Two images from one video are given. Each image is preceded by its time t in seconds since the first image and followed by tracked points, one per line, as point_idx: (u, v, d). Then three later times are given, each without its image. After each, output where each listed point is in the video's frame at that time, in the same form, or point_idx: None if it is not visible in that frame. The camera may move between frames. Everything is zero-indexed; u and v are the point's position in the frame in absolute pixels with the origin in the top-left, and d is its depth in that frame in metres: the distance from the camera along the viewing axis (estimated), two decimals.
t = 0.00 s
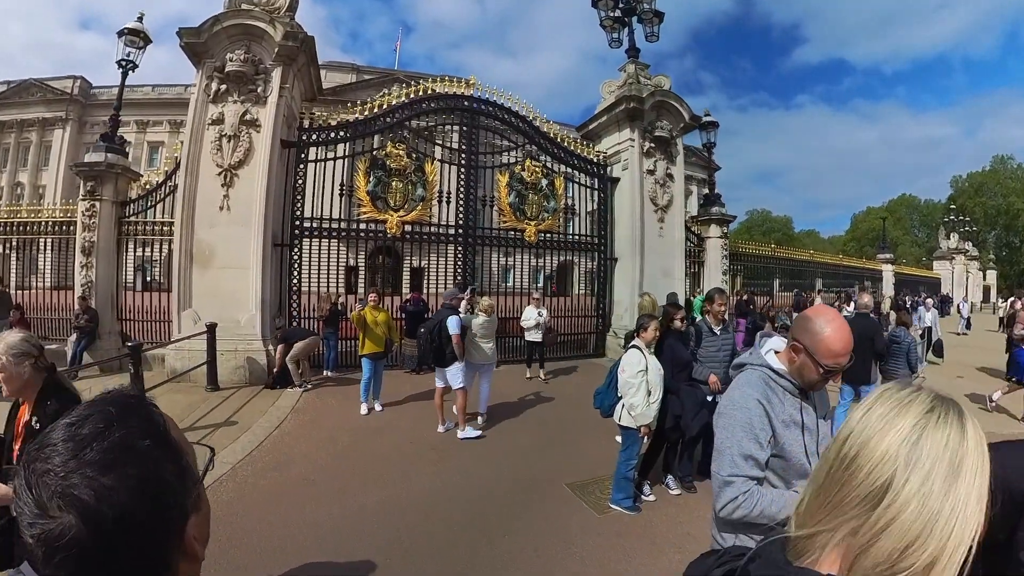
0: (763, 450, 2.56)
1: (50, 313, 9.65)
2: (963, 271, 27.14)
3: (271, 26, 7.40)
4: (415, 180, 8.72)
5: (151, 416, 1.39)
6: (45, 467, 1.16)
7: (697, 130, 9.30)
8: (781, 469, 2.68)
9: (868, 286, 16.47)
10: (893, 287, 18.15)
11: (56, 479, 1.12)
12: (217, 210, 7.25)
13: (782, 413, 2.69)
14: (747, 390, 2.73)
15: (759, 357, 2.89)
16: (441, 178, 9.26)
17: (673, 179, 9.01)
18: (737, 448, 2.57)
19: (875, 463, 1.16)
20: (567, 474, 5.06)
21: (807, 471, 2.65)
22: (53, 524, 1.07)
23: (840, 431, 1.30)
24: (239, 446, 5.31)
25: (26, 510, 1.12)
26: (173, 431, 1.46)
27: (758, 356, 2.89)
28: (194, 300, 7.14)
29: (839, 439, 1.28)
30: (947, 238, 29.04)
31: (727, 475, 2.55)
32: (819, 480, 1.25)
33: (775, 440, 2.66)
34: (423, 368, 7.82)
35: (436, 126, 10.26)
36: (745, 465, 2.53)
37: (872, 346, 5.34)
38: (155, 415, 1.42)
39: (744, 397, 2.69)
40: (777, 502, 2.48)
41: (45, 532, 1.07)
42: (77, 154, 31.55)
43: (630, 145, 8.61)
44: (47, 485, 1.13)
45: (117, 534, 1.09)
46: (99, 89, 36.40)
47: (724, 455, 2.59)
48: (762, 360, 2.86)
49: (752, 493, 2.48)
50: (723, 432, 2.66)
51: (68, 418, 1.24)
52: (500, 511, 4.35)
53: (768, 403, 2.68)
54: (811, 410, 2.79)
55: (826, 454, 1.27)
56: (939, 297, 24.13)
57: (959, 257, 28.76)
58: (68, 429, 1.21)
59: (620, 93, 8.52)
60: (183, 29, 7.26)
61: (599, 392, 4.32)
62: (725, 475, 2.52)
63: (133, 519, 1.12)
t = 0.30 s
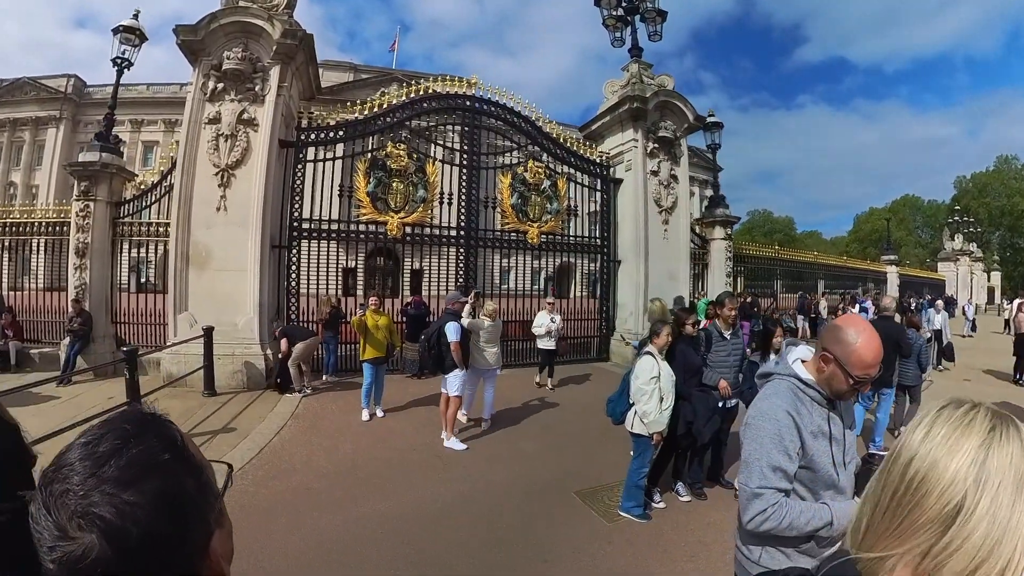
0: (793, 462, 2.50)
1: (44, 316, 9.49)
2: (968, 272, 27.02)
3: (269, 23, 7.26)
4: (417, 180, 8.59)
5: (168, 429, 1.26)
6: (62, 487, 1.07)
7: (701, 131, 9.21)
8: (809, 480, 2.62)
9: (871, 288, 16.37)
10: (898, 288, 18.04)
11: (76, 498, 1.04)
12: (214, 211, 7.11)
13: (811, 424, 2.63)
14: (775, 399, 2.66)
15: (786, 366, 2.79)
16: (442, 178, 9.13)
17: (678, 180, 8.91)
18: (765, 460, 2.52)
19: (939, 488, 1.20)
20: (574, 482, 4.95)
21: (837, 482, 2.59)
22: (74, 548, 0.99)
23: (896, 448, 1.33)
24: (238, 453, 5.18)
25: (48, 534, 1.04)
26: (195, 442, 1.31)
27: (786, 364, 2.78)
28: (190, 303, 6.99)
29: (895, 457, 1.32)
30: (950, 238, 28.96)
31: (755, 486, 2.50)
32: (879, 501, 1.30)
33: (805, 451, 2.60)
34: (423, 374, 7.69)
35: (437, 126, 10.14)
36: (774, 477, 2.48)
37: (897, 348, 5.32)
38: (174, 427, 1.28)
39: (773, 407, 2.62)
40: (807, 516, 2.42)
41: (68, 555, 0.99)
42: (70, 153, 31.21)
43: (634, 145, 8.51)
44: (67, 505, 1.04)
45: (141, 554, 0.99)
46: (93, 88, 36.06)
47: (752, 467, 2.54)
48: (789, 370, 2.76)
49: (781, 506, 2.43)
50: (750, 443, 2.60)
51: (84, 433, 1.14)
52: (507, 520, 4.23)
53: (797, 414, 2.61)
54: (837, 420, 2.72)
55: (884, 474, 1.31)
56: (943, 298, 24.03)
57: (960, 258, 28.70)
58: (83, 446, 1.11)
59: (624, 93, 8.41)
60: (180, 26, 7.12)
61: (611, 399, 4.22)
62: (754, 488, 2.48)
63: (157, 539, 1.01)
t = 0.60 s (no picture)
0: (806, 459, 2.38)
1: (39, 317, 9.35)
2: (971, 273, 27.04)
3: (268, 22, 7.16)
4: (417, 181, 8.51)
5: (176, 418, 1.33)
6: (74, 476, 1.14)
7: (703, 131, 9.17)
8: (822, 477, 2.49)
9: (874, 289, 16.33)
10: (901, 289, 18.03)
11: (88, 486, 1.10)
12: (212, 211, 7.02)
13: (824, 420, 2.50)
14: (787, 396, 2.54)
15: (796, 365, 2.65)
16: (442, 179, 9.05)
17: (679, 180, 8.86)
18: (779, 456, 2.40)
19: (975, 493, 1.22)
20: (578, 485, 4.88)
21: (849, 479, 2.48)
22: (86, 533, 1.06)
23: (926, 448, 1.34)
24: (237, 457, 5.09)
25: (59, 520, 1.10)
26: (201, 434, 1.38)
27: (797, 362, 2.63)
28: (188, 304, 6.89)
29: (927, 458, 1.32)
30: (952, 238, 28.96)
31: (770, 483, 2.38)
32: (911, 502, 1.30)
33: (818, 447, 2.48)
34: (423, 376, 7.61)
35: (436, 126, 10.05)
36: (788, 474, 2.36)
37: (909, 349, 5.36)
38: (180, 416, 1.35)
39: (785, 404, 2.50)
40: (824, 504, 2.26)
41: (79, 542, 1.06)
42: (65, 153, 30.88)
43: (636, 145, 8.45)
44: (79, 493, 1.11)
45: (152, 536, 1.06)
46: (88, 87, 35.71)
47: (765, 464, 2.42)
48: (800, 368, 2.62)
49: (798, 503, 2.31)
50: (763, 440, 2.48)
51: (94, 426, 1.21)
52: (511, 523, 4.16)
53: (810, 411, 2.49)
54: (848, 416, 2.58)
55: (918, 476, 1.31)
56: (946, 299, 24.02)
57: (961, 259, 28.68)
58: (93, 436, 1.18)
59: (625, 92, 8.35)
60: (177, 24, 7.02)
61: (618, 400, 4.16)
62: (768, 485, 2.36)
63: (168, 525, 1.08)
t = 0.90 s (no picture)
0: (821, 469, 2.27)
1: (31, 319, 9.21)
2: (975, 274, 26.93)
3: (264, 19, 7.03)
4: (414, 181, 8.39)
5: (143, 435, 1.29)
6: (35, 494, 1.06)
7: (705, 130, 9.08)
8: (835, 487, 2.40)
9: (878, 291, 16.23)
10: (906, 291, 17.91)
11: (49, 504, 1.03)
12: (206, 211, 6.89)
13: (837, 428, 2.39)
14: (799, 403, 2.42)
15: (808, 372, 2.54)
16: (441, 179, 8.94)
17: (681, 180, 8.77)
18: (792, 467, 2.28)
19: (1007, 522, 1.16)
20: (579, 491, 4.77)
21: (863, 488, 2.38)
22: (47, 555, 0.98)
23: (954, 472, 1.26)
24: (231, 462, 4.96)
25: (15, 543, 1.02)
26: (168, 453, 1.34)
27: (809, 369, 2.52)
28: (182, 307, 6.78)
29: (954, 484, 1.25)
30: (956, 240, 28.84)
31: (784, 494, 2.27)
32: (937, 530, 1.24)
33: (831, 456, 2.38)
34: (421, 380, 7.50)
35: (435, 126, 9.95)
36: (801, 485, 2.26)
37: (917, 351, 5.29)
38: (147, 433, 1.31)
39: (797, 412, 2.39)
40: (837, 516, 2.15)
41: (39, 564, 0.97)
42: (58, 152, 30.57)
43: (637, 145, 8.35)
44: (40, 512, 1.03)
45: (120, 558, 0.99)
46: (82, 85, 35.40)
47: (778, 474, 2.31)
48: (813, 375, 2.52)
49: (811, 514, 2.21)
50: (775, 450, 2.37)
51: (55, 442, 1.14)
52: (511, 530, 4.05)
53: (823, 418, 2.38)
54: (861, 424, 2.49)
55: (946, 504, 1.24)
56: (950, 300, 23.90)
57: (964, 260, 28.56)
58: (56, 452, 1.12)
59: (626, 91, 8.26)
60: (172, 21, 6.90)
61: (621, 405, 4.06)
62: (781, 496, 2.25)
63: (135, 542, 1.01)
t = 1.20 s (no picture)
0: (832, 479, 2.07)
1: (23, 322, 9.08)
2: (980, 275, 26.86)
3: (260, 17, 6.92)
4: (412, 182, 8.29)
5: (119, 451, 1.20)
6: (6, 518, 0.96)
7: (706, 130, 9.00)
8: (845, 498, 2.18)
9: (880, 292, 16.15)
10: (909, 292, 17.85)
11: (19, 528, 0.93)
12: (201, 212, 6.79)
13: (847, 436, 2.18)
14: (809, 408, 2.21)
15: (816, 378, 2.28)
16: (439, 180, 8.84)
17: (682, 181, 8.68)
18: (802, 477, 2.09)
19: None
20: (580, 497, 4.66)
21: (875, 499, 2.18)
22: None
23: (979, 497, 1.33)
24: (226, 468, 4.86)
25: None
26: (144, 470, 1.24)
27: (817, 374, 2.28)
28: (176, 309, 6.67)
29: (981, 509, 1.32)
30: (959, 241, 28.75)
31: (795, 507, 2.08)
32: (965, 553, 1.33)
33: (842, 466, 2.17)
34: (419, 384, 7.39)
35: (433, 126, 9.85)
36: (811, 496, 2.07)
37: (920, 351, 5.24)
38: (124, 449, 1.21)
39: (805, 420, 2.16)
40: (849, 526, 2.03)
41: None
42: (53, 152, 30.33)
43: (638, 145, 8.26)
44: (10, 537, 0.93)
45: None
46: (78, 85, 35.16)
47: (787, 485, 2.11)
48: (821, 382, 2.25)
49: (823, 526, 2.05)
50: (783, 460, 2.16)
51: (24, 462, 1.03)
52: (511, 539, 3.94)
53: (833, 424, 2.16)
54: (871, 431, 2.26)
55: (973, 530, 1.32)
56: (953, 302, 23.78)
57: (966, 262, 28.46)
58: (26, 472, 1.01)
59: (627, 91, 8.17)
60: (166, 19, 6.79)
61: (625, 411, 3.95)
62: (793, 508, 2.06)
63: (111, 563, 0.92)
